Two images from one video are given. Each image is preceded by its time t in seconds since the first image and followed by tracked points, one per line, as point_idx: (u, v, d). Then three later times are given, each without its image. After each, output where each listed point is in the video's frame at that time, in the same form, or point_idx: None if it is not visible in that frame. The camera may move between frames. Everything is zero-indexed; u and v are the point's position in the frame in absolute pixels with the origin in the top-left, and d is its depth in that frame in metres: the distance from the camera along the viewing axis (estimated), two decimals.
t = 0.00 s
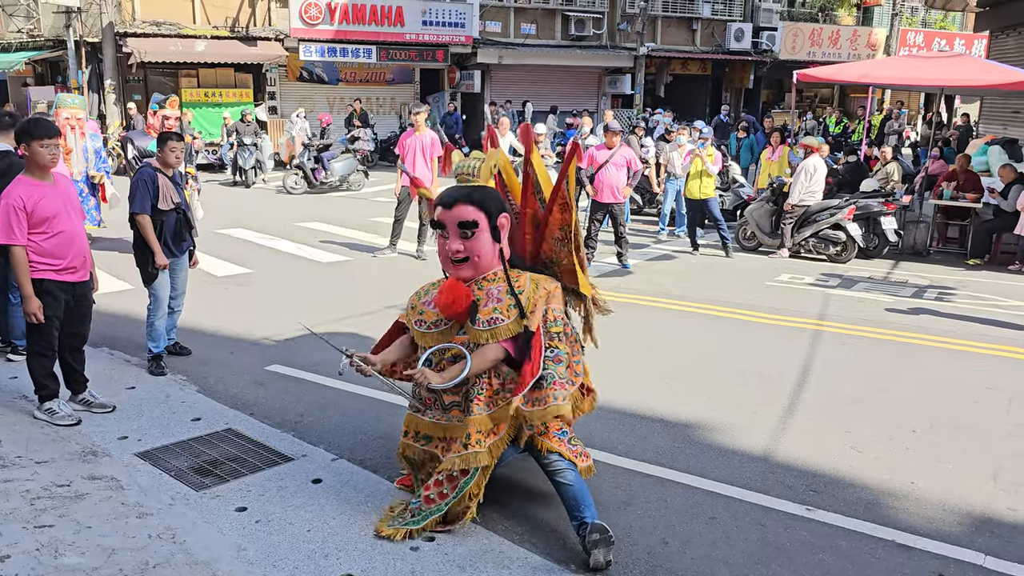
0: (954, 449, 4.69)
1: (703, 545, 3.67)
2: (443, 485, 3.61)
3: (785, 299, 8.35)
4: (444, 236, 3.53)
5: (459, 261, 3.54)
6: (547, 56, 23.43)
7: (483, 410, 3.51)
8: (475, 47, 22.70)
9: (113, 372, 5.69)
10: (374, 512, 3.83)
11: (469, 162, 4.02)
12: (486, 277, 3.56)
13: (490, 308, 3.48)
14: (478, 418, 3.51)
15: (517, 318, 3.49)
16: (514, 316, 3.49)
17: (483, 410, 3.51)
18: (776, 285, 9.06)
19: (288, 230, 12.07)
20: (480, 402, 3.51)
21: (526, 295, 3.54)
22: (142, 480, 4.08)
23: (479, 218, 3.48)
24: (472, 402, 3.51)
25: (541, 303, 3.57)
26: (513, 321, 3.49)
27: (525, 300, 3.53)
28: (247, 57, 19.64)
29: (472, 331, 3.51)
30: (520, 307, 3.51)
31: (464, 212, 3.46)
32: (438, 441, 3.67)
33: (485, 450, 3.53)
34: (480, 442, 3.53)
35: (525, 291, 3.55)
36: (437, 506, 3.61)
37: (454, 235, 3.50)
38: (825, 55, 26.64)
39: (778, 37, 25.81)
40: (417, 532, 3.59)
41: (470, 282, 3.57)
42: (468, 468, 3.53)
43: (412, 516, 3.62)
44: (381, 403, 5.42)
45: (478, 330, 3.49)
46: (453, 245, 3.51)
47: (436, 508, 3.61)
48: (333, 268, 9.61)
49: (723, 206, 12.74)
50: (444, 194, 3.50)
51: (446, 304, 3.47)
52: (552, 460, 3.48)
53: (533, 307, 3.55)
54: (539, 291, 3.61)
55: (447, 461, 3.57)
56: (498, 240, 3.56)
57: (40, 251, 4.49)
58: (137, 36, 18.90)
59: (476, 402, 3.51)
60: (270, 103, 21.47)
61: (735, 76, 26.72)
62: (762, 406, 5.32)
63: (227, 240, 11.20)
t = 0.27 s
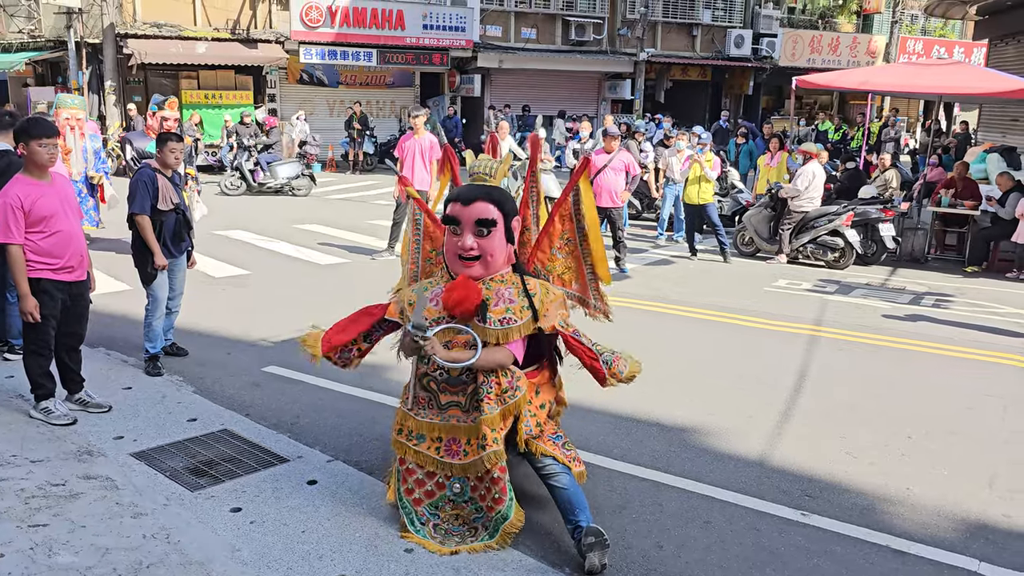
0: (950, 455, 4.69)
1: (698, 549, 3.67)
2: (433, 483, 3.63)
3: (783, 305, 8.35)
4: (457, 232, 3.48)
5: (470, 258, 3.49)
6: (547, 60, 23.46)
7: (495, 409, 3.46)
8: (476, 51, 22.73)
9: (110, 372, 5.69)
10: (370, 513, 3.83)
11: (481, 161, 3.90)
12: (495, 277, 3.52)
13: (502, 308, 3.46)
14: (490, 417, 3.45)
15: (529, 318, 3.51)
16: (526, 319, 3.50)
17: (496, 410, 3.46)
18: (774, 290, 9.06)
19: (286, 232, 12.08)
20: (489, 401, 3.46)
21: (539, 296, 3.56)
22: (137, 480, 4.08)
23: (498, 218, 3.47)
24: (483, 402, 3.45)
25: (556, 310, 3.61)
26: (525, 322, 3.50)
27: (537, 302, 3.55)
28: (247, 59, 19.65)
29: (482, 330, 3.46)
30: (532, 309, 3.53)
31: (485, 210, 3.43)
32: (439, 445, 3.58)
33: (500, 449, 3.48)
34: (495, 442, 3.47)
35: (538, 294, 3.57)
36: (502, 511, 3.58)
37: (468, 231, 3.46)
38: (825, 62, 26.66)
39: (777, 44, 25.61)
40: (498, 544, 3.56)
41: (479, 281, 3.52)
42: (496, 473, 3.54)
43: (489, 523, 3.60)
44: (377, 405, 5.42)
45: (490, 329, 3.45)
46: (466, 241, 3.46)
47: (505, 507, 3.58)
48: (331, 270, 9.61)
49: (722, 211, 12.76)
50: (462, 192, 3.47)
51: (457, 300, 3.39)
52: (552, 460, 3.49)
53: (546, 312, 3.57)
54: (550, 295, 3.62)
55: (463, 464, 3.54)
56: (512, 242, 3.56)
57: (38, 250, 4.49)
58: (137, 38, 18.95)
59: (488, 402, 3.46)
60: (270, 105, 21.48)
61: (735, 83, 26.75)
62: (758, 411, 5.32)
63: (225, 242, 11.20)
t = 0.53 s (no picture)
0: (944, 460, 4.69)
1: (691, 552, 3.66)
2: (422, 483, 3.65)
3: (779, 309, 8.36)
4: (446, 234, 3.46)
5: (458, 259, 3.46)
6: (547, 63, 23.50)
7: (484, 409, 3.44)
8: (476, 53, 22.77)
9: (104, 370, 5.69)
10: (363, 513, 3.83)
11: (472, 163, 3.94)
12: (482, 279, 3.49)
13: (490, 309, 3.45)
14: (478, 417, 3.43)
15: (514, 320, 3.49)
16: (512, 320, 3.49)
17: (483, 410, 3.44)
18: (770, 295, 9.07)
19: (284, 233, 12.08)
20: (477, 401, 3.45)
21: (526, 298, 3.55)
22: (130, 478, 4.08)
23: (486, 218, 3.43)
24: (470, 402, 3.43)
25: (544, 310, 3.61)
26: (511, 322, 3.49)
27: (525, 303, 3.54)
28: (247, 59, 19.67)
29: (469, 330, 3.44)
30: (519, 310, 3.52)
31: (472, 211, 3.40)
32: (427, 445, 3.54)
33: (487, 449, 3.45)
34: (481, 442, 3.44)
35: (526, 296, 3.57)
36: (490, 510, 3.62)
37: (456, 232, 3.43)
38: (824, 67, 26.70)
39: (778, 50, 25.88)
40: (489, 542, 3.61)
41: (468, 282, 3.49)
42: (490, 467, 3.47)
43: (481, 522, 3.64)
44: (372, 405, 5.41)
45: (478, 331, 3.43)
46: (454, 242, 3.43)
47: (494, 507, 3.62)
48: (328, 271, 9.61)
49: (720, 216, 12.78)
50: (450, 193, 3.44)
51: (445, 301, 3.43)
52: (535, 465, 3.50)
53: (532, 313, 3.56)
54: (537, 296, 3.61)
55: (448, 465, 3.49)
56: (501, 243, 3.51)
57: (33, 247, 4.49)
58: (137, 37, 18.96)
59: (475, 402, 3.44)
60: (270, 106, 21.48)
61: (734, 88, 26.81)
62: (753, 415, 5.32)
63: (223, 242, 11.19)
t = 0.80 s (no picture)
0: (942, 466, 4.68)
1: (687, 556, 3.65)
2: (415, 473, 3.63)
3: (778, 313, 8.35)
4: (435, 234, 3.54)
5: (446, 259, 3.52)
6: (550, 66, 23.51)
7: (454, 407, 3.48)
8: (478, 55, 22.77)
9: (102, 368, 5.68)
10: (359, 513, 3.82)
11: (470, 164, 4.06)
12: (472, 279, 3.52)
13: (464, 309, 3.47)
14: (447, 415, 3.47)
15: (486, 322, 3.46)
16: (484, 322, 3.46)
17: (455, 408, 3.48)
18: (770, 299, 9.07)
19: (284, 232, 12.07)
20: (446, 399, 3.48)
21: (499, 303, 3.47)
22: (126, 476, 4.07)
23: (469, 220, 3.47)
24: (439, 400, 3.47)
25: (525, 313, 3.46)
26: (482, 325, 3.46)
27: (499, 305, 3.46)
28: (249, 58, 19.68)
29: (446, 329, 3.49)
30: (493, 313, 3.46)
31: (455, 212, 3.45)
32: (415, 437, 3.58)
33: (454, 447, 3.51)
34: (447, 440, 3.50)
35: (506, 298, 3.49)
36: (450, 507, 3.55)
37: (443, 233, 3.50)
38: (826, 73, 26.69)
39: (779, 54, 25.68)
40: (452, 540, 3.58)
41: (454, 282, 3.55)
42: (450, 466, 3.52)
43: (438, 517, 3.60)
44: (370, 406, 5.41)
45: (450, 330, 3.48)
46: (441, 243, 3.50)
47: (453, 503, 3.55)
48: (327, 270, 9.61)
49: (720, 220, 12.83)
50: (438, 193, 3.51)
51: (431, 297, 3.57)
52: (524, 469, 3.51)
53: (506, 316, 3.46)
54: (514, 301, 3.48)
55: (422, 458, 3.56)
56: (485, 244, 3.52)
57: (32, 244, 4.48)
58: (140, 35, 18.96)
59: (446, 400, 3.47)
60: (271, 105, 21.50)
61: (736, 92, 26.81)
62: (750, 418, 5.32)
63: (223, 240, 11.19)
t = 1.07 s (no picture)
0: (943, 472, 4.67)
1: (687, 559, 3.65)
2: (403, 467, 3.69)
3: (780, 317, 8.34)
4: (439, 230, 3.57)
5: (446, 256, 3.55)
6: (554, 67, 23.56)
7: (438, 404, 3.52)
8: (482, 56, 22.77)
9: (103, 365, 5.68)
10: (359, 514, 3.81)
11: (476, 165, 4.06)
12: (471, 277, 3.54)
13: (457, 305, 3.49)
14: (431, 410, 3.51)
15: (475, 321, 3.47)
16: (473, 319, 3.47)
17: (440, 405, 3.52)
18: (772, 302, 9.06)
19: (287, 231, 12.08)
20: (432, 395, 3.52)
21: (490, 301, 3.46)
22: (126, 473, 4.07)
23: (470, 218, 3.48)
24: (425, 395, 3.52)
25: (515, 314, 3.43)
26: (470, 323, 3.47)
27: (489, 304, 3.46)
28: (253, 57, 19.71)
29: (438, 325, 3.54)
30: (481, 312, 3.46)
31: (458, 209, 3.48)
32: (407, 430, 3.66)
33: (433, 443, 3.53)
34: (428, 435, 3.52)
35: (497, 297, 3.47)
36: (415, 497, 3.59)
37: (445, 230, 3.53)
38: (830, 77, 26.68)
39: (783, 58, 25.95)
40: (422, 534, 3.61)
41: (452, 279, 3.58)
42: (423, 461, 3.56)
43: (406, 510, 3.64)
44: (370, 406, 5.40)
45: (440, 325, 3.52)
46: (443, 239, 3.53)
47: (418, 496, 3.58)
48: (329, 270, 9.61)
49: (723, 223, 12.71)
50: (445, 190, 3.55)
51: (430, 294, 3.65)
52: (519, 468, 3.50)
53: (496, 314, 3.45)
54: (506, 302, 3.46)
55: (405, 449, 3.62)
56: (486, 243, 3.52)
57: (34, 240, 4.49)
58: (144, 33, 19.01)
59: (431, 395, 3.52)
60: (275, 104, 21.48)
61: (740, 95, 26.82)
62: (752, 422, 5.31)
63: (225, 239, 11.20)
